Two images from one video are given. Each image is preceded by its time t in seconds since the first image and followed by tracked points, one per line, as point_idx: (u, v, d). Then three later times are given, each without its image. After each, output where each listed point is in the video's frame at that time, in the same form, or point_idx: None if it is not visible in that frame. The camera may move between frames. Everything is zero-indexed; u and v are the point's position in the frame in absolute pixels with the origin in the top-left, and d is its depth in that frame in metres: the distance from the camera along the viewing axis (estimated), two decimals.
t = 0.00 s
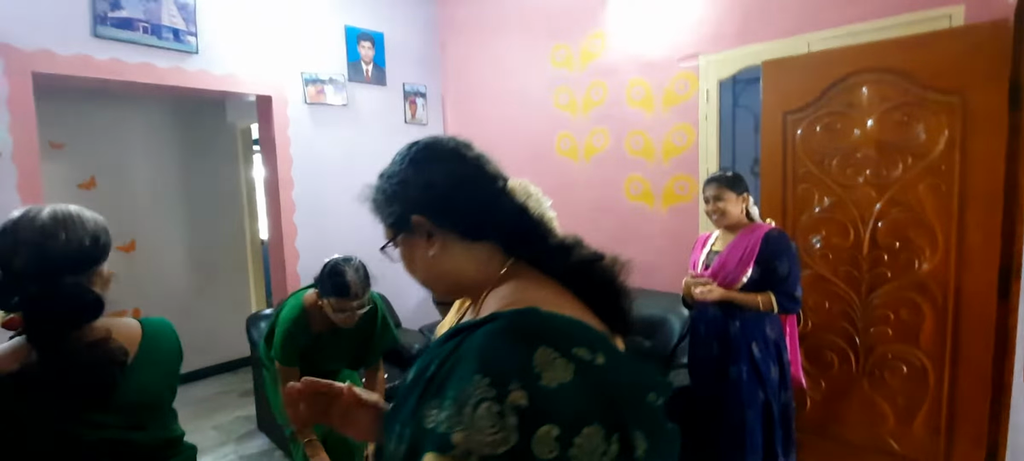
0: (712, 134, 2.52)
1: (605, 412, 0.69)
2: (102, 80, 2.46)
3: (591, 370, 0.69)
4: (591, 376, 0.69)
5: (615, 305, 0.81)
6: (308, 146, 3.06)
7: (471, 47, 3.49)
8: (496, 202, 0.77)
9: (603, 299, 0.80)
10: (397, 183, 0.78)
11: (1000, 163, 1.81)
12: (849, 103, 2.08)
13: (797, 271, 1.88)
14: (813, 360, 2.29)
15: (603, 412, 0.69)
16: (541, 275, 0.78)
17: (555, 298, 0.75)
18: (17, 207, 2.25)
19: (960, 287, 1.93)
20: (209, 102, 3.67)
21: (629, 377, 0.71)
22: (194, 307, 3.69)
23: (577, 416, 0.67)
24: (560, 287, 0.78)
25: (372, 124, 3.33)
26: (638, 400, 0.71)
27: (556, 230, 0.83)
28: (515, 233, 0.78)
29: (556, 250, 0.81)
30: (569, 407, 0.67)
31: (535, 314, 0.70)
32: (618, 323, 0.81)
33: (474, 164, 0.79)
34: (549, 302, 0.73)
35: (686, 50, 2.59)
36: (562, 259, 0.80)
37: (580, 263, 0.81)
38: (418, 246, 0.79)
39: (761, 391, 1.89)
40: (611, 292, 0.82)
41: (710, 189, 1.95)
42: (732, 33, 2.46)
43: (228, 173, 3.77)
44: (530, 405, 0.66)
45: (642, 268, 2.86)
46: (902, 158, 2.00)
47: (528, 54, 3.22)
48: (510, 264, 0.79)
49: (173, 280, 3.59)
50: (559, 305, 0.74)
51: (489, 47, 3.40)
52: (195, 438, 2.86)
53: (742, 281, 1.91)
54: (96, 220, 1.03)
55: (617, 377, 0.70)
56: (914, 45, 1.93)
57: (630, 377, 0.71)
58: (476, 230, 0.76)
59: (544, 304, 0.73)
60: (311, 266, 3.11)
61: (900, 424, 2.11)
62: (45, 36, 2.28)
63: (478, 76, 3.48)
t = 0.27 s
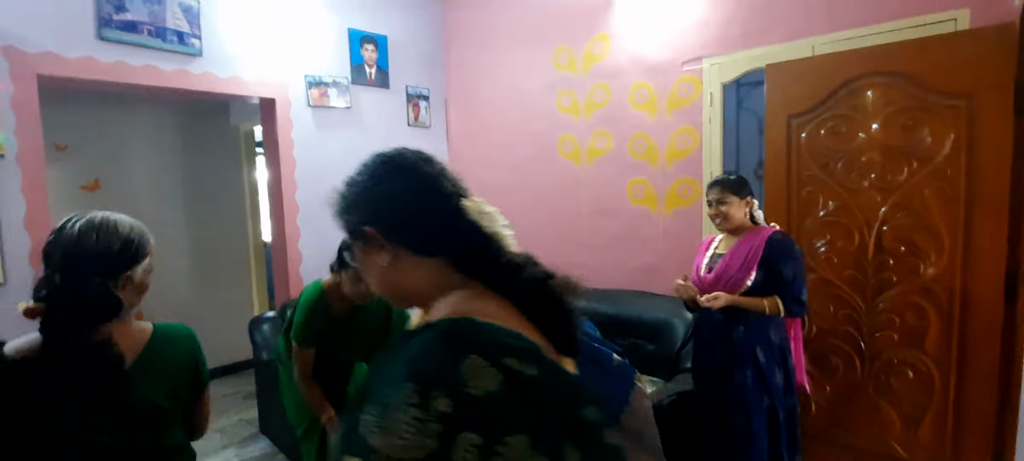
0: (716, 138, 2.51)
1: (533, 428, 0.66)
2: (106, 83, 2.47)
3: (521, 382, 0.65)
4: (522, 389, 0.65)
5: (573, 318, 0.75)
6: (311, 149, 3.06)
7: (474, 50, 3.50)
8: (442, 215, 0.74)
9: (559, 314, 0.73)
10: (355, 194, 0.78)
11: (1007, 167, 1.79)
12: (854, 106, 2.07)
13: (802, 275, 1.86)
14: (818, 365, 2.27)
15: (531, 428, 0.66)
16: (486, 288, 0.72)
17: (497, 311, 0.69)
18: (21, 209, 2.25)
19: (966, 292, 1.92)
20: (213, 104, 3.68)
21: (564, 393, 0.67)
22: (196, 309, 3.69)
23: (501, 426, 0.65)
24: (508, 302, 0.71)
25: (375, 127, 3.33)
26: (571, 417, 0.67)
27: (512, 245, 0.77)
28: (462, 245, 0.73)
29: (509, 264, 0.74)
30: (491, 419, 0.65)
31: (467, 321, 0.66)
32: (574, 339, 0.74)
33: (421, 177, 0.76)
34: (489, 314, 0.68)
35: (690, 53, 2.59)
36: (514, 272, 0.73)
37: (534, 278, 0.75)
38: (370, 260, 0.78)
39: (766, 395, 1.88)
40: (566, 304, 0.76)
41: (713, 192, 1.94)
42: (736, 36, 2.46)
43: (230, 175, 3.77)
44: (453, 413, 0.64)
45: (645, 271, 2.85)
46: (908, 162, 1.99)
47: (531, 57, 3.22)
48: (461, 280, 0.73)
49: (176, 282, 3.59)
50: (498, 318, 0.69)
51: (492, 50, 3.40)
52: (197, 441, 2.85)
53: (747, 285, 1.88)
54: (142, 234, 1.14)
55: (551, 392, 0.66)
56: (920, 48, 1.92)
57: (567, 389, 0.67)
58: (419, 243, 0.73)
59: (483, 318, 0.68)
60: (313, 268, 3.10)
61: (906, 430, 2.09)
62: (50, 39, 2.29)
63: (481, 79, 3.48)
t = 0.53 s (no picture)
0: (716, 138, 2.50)
1: (409, 408, 0.75)
2: (105, 82, 2.46)
3: (407, 369, 0.75)
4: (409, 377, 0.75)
5: (481, 322, 0.86)
6: (310, 149, 3.06)
7: (474, 50, 3.50)
8: (377, 208, 0.82)
9: (467, 314, 0.84)
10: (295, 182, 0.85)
11: (1007, 168, 1.79)
12: (855, 107, 2.06)
13: (798, 276, 1.86)
14: (817, 367, 2.26)
15: (416, 412, 0.75)
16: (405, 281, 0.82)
17: (413, 304, 0.80)
18: (21, 208, 2.25)
19: (967, 294, 1.91)
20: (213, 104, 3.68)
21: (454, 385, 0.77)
22: (195, 308, 3.68)
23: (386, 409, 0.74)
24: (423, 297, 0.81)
25: (375, 127, 3.33)
26: (458, 407, 0.78)
27: (439, 244, 0.87)
28: (392, 238, 0.82)
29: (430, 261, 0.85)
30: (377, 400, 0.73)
31: (376, 308, 0.76)
32: (473, 338, 0.84)
33: (365, 171, 0.84)
34: (403, 306, 0.78)
35: (690, 54, 2.58)
36: (433, 270, 0.84)
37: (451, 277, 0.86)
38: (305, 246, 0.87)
39: (761, 397, 1.88)
40: (476, 306, 0.87)
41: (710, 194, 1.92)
42: (736, 37, 2.45)
43: (231, 175, 3.78)
44: (340, 390, 0.72)
45: (645, 272, 2.84)
46: (908, 163, 1.98)
47: (531, 57, 3.22)
48: (386, 271, 0.82)
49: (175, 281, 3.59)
50: (410, 310, 0.79)
51: (492, 50, 3.40)
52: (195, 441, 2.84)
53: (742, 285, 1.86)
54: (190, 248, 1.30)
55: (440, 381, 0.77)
56: (921, 49, 1.91)
57: (460, 380, 0.78)
58: (351, 234, 0.81)
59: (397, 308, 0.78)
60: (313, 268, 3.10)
61: (906, 432, 2.09)
62: (49, 38, 2.28)
63: (481, 79, 3.47)
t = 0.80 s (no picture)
0: (713, 138, 2.50)
1: (312, 400, 0.76)
2: (102, 82, 2.46)
3: (317, 358, 0.76)
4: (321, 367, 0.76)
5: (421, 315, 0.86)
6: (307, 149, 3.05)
7: (472, 51, 3.50)
8: (325, 200, 0.85)
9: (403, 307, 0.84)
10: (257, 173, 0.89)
11: (1004, 168, 1.79)
12: (851, 107, 2.06)
13: (793, 277, 1.84)
14: (815, 366, 2.26)
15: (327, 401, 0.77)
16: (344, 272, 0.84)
17: (348, 296, 0.81)
18: (17, 207, 2.25)
19: (964, 294, 1.91)
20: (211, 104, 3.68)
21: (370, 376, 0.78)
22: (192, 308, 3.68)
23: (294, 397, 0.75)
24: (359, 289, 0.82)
25: (372, 127, 3.33)
26: (378, 398, 0.79)
27: (387, 238, 0.88)
28: (336, 227, 0.85)
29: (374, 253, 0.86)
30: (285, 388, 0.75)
31: (299, 299, 0.78)
32: (405, 334, 0.82)
33: (318, 162, 0.87)
34: (335, 297, 0.80)
35: (687, 54, 2.59)
36: (374, 262, 0.85)
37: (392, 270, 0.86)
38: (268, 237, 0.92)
39: (751, 399, 1.85)
40: (417, 300, 0.87)
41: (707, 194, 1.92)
42: (733, 37, 2.45)
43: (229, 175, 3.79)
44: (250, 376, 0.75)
45: (642, 272, 2.84)
46: (905, 163, 1.98)
47: (528, 57, 3.23)
48: (331, 262, 0.84)
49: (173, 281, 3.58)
50: (342, 301, 0.80)
51: (490, 50, 3.40)
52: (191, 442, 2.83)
53: (738, 286, 1.87)
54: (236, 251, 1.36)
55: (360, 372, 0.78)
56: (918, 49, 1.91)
57: (384, 377, 0.79)
58: (298, 224, 0.84)
59: (330, 299, 0.80)
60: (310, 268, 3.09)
61: (903, 431, 2.08)
62: (47, 37, 2.28)
63: (479, 80, 3.48)
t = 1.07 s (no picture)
0: (712, 138, 2.52)
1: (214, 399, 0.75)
2: (102, 80, 2.46)
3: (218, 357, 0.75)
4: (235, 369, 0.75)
5: (355, 320, 0.82)
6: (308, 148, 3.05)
7: (472, 50, 3.51)
8: (274, 203, 0.85)
9: (336, 311, 0.80)
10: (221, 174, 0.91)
11: (1001, 167, 1.80)
12: (849, 107, 2.08)
13: (793, 278, 1.87)
14: (813, 365, 2.27)
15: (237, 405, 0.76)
16: (282, 272, 0.82)
17: (279, 299, 0.79)
18: (17, 206, 2.25)
19: (960, 292, 1.92)
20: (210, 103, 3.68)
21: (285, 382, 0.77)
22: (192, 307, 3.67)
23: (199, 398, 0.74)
24: (292, 291, 0.80)
25: (372, 126, 3.33)
26: (287, 400, 0.77)
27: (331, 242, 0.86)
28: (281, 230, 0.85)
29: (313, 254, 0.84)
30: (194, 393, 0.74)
31: (224, 301, 0.77)
32: (330, 339, 0.80)
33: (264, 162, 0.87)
34: (264, 300, 0.78)
35: (687, 54, 2.60)
36: (309, 260, 0.83)
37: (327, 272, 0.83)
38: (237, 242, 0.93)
39: (750, 397, 1.86)
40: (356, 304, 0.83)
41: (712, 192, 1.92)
42: (732, 37, 2.47)
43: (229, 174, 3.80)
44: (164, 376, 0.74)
45: (641, 271, 2.85)
46: (903, 162, 2.00)
47: (528, 57, 3.23)
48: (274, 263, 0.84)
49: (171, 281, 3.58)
50: (271, 304, 0.78)
51: (490, 50, 3.41)
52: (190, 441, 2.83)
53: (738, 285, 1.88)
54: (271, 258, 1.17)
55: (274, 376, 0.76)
56: (915, 50, 1.93)
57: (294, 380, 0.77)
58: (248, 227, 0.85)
59: (258, 302, 0.78)
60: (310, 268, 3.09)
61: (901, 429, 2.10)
62: (47, 36, 2.28)
63: (479, 79, 3.48)
